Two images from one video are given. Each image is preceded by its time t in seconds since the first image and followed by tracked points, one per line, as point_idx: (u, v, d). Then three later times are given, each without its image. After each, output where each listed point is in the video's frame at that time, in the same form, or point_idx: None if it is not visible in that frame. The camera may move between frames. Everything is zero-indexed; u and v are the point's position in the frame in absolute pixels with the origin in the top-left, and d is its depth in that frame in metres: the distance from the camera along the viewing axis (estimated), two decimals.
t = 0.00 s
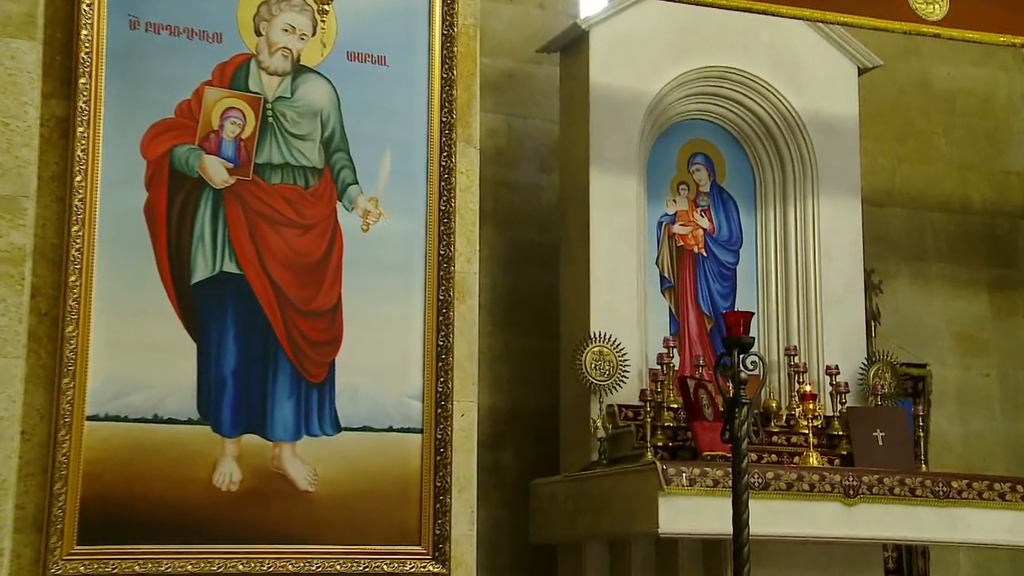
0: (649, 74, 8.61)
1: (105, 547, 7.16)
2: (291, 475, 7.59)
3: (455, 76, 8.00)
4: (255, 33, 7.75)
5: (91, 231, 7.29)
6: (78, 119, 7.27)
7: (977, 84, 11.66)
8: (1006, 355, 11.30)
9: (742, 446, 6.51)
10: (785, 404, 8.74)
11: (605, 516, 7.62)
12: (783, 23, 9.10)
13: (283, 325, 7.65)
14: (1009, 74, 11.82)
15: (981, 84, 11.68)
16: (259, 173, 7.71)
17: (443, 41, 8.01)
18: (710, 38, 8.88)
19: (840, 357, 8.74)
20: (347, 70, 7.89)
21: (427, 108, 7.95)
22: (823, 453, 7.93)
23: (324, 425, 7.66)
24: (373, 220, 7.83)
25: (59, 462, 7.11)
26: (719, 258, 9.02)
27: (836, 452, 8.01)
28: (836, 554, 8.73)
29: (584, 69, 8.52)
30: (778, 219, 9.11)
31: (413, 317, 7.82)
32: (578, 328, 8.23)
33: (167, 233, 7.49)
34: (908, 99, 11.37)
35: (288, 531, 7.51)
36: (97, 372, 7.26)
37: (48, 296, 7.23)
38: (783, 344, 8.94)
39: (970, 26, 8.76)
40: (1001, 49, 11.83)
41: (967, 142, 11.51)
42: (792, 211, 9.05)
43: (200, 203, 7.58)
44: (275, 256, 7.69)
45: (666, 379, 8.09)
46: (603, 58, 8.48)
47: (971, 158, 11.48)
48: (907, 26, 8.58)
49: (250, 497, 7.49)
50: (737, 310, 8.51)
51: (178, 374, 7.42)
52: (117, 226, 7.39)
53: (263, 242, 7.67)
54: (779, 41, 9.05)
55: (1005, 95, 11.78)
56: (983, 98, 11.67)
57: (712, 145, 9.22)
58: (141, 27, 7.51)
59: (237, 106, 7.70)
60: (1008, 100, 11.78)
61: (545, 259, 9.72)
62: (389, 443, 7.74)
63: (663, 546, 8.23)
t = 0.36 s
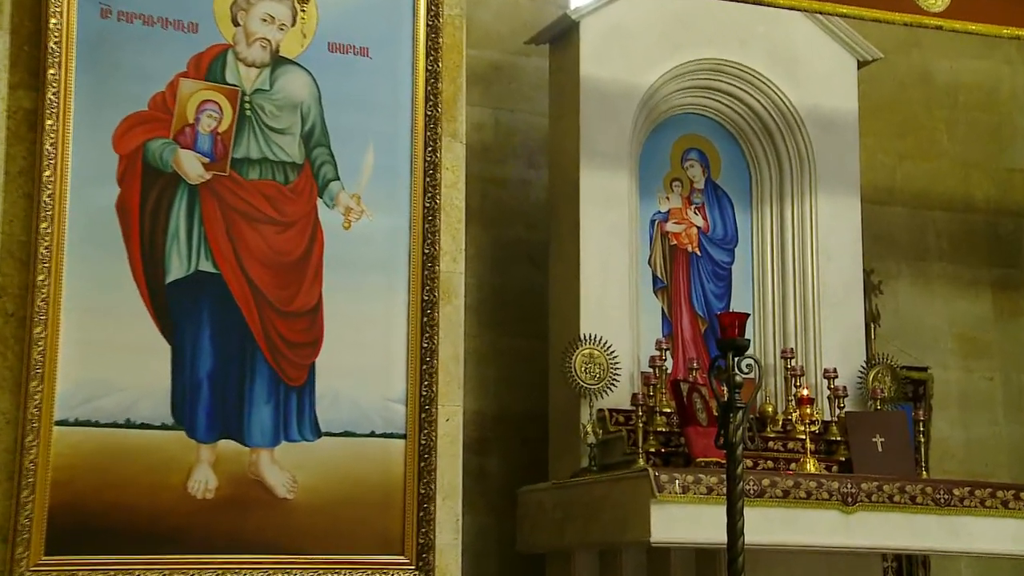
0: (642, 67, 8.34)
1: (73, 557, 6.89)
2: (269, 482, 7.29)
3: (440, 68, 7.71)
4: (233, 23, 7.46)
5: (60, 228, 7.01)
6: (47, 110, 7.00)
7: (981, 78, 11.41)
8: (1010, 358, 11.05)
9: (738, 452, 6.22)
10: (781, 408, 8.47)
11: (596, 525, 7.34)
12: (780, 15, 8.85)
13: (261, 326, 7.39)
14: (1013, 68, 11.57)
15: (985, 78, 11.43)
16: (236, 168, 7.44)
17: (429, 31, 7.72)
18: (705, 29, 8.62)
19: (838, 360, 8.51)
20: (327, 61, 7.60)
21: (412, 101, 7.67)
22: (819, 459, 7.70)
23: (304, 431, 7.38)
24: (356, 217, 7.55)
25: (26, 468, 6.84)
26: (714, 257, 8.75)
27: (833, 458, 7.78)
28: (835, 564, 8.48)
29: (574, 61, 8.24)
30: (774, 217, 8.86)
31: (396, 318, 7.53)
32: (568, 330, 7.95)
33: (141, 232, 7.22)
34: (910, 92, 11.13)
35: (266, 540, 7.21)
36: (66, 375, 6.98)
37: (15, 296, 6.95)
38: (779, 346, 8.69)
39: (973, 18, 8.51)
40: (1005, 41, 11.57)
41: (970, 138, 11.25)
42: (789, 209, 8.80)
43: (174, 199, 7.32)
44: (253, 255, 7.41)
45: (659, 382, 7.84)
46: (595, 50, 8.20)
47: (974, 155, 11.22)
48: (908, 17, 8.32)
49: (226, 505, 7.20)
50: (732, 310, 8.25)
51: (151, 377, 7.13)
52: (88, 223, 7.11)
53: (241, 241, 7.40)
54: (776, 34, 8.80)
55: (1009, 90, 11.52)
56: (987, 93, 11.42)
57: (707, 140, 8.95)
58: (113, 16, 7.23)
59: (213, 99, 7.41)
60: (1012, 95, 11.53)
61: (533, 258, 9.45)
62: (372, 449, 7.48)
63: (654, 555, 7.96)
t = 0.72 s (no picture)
0: (627, 60, 8.09)
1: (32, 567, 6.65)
2: (238, 489, 7.04)
3: (417, 60, 7.43)
4: (202, 13, 7.21)
5: (21, 224, 6.75)
6: (6, 102, 6.76)
7: (976, 73, 11.19)
8: (1006, 362, 10.84)
9: (724, 459, 5.95)
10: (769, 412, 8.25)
11: (578, 534, 7.09)
12: (768, 7, 8.63)
13: (230, 327, 7.13)
14: (1010, 63, 11.33)
15: (981, 73, 11.21)
16: (205, 164, 7.16)
17: (405, 21, 7.46)
18: (692, 21, 8.39)
19: (828, 364, 8.29)
20: (300, 52, 7.33)
21: (388, 93, 7.39)
22: (810, 466, 7.44)
23: (275, 436, 7.12)
24: (329, 214, 7.27)
25: None
26: (700, 257, 8.49)
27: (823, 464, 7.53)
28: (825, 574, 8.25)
29: (556, 53, 7.98)
30: (761, 216, 8.62)
31: (371, 320, 7.26)
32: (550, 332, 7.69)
33: (105, 233, 6.95)
34: (903, 87, 10.89)
35: (235, 549, 6.97)
36: (26, 378, 6.72)
37: None
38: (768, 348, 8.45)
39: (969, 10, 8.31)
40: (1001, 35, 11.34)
41: (965, 135, 11.05)
42: (778, 207, 8.56)
43: (140, 196, 7.05)
44: (222, 254, 7.14)
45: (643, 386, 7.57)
46: (577, 42, 7.95)
47: (970, 152, 11.03)
48: (901, 9, 8.13)
49: (194, 513, 6.95)
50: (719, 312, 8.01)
51: (115, 380, 6.87)
52: (49, 220, 6.84)
53: (209, 239, 7.12)
54: (765, 26, 8.57)
55: (1005, 85, 11.30)
56: (983, 89, 11.20)
57: (694, 136, 8.70)
58: (76, 5, 6.96)
59: (181, 91, 7.14)
60: (1008, 90, 11.30)
61: (512, 258, 9.19)
62: (346, 454, 7.20)
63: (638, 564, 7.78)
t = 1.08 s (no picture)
0: (610, 51, 7.84)
1: None
2: (206, 497, 6.78)
3: (393, 51, 7.12)
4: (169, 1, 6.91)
5: None
6: None
7: (972, 66, 10.94)
8: (1002, 365, 10.60)
9: (710, 465, 5.70)
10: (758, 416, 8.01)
11: (559, 542, 6.83)
12: None
13: (198, 328, 6.86)
14: (1006, 55, 11.07)
15: (977, 66, 10.96)
16: (172, 158, 6.88)
17: (381, 12, 7.16)
18: (679, 13, 8.14)
19: (818, 366, 8.04)
20: (271, 43, 7.05)
21: (363, 85, 7.09)
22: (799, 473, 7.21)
23: (245, 442, 6.85)
24: (301, 211, 7.02)
25: None
26: (686, 256, 8.25)
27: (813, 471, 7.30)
28: None
29: (537, 44, 7.73)
30: (749, 214, 8.38)
31: (344, 321, 6.99)
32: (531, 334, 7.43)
33: (68, 230, 6.73)
34: (896, 81, 10.65)
35: (201, 558, 6.78)
36: None
37: None
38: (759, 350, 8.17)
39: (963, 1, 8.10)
40: (998, 26, 11.08)
41: (960, 130, 10.81)
42: (767, 204, 8.32)
43: (104, 191, 6.80)
44: (190, 252, 6.87)
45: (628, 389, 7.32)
46: (560, 33, 7.68)
47: (966, 148, 10.78)
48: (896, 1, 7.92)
49: (159, 521, 6.72)
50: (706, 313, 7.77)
51: (78, 383, 6.64)
52: (9, 217, 6.59)
53: (176, 236, 6.86)
54: (754, 19, 8.32)
55: (1001, 79, 11.03)
56: (980, 82, 10.95)
57: (680, 130, 8.46)
58: None
59: (147, 82, 6.87)
60: (1005, 84, 11.03)
61: (491, 256, 8.92)
62: (318, 460, 6.95)
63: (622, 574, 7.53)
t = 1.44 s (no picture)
0: (598, 43, 7.60)
1: None
2: (179, 505, 6.53)
3: (373, 43, 6.91)
4: None
5: None
6: None
7: (971, 59, 10.71)
8: (1003, 368, 10.37)
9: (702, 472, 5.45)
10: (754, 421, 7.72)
11: (545, 551, 6.59)
12: None
13: (170, 328, 6.62)
14: (1007, 48, 10.84)
15: (977, 59, 10.73)
16: (143, 153, 6.65)
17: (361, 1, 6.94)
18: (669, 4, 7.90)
19: (813, 369, 7.82)
20: (246, 33, 6.80)
21: (343, 76, 6.87)
22: (794, 480, 6.95)
23: (219, 448, 6.60)
24: (278, 208, 6.75)
25: None
26: (676, 255, 8.01)
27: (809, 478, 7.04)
28: None
29: (523, 35, 7.49)
30: (742, 212, 8.14)
31: (322, 322, 6.74)
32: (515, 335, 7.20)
33: (34, 224, 6.43)
34: (893, 74, 10.42)
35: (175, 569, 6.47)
36: None
37: None
38: (750, 353, 7.97)
39: None
40: (998, 18, 10.84)
41: (959, 126, 10.58)
42: (760, 202, 8.09)
43: (73, 186, 6.54)
44: (161, 250, 6.63)
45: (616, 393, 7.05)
46: (546, 23, 7.44)
47: (966, 144, 10.56)
48: None
49: (130, 530, 6.46)
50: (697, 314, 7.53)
51: (45, 386, 6.37)
52: None
53: (148, 233, 6.61)
54: (748, 10, 8.08)
55: (1002, 72, 10.81)
56: (980, 76, 10.72)
57: (671, 125, 8.22)
58: None
59: (117, 74, 6.64)
60: (1006, 78, 10.81)
61: (475, 254, 8.67)
62: (295, 467, 6.69)
63: None
